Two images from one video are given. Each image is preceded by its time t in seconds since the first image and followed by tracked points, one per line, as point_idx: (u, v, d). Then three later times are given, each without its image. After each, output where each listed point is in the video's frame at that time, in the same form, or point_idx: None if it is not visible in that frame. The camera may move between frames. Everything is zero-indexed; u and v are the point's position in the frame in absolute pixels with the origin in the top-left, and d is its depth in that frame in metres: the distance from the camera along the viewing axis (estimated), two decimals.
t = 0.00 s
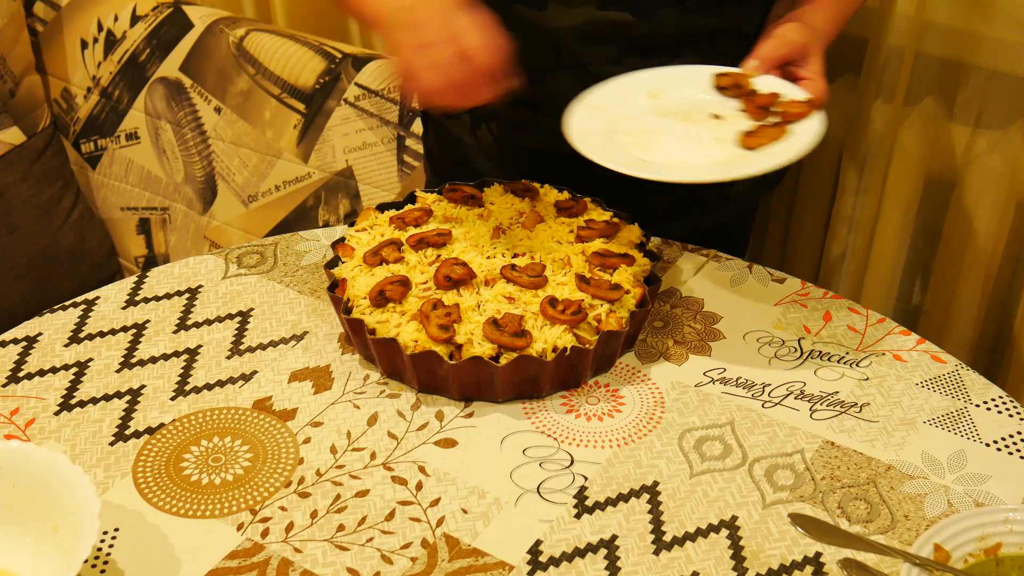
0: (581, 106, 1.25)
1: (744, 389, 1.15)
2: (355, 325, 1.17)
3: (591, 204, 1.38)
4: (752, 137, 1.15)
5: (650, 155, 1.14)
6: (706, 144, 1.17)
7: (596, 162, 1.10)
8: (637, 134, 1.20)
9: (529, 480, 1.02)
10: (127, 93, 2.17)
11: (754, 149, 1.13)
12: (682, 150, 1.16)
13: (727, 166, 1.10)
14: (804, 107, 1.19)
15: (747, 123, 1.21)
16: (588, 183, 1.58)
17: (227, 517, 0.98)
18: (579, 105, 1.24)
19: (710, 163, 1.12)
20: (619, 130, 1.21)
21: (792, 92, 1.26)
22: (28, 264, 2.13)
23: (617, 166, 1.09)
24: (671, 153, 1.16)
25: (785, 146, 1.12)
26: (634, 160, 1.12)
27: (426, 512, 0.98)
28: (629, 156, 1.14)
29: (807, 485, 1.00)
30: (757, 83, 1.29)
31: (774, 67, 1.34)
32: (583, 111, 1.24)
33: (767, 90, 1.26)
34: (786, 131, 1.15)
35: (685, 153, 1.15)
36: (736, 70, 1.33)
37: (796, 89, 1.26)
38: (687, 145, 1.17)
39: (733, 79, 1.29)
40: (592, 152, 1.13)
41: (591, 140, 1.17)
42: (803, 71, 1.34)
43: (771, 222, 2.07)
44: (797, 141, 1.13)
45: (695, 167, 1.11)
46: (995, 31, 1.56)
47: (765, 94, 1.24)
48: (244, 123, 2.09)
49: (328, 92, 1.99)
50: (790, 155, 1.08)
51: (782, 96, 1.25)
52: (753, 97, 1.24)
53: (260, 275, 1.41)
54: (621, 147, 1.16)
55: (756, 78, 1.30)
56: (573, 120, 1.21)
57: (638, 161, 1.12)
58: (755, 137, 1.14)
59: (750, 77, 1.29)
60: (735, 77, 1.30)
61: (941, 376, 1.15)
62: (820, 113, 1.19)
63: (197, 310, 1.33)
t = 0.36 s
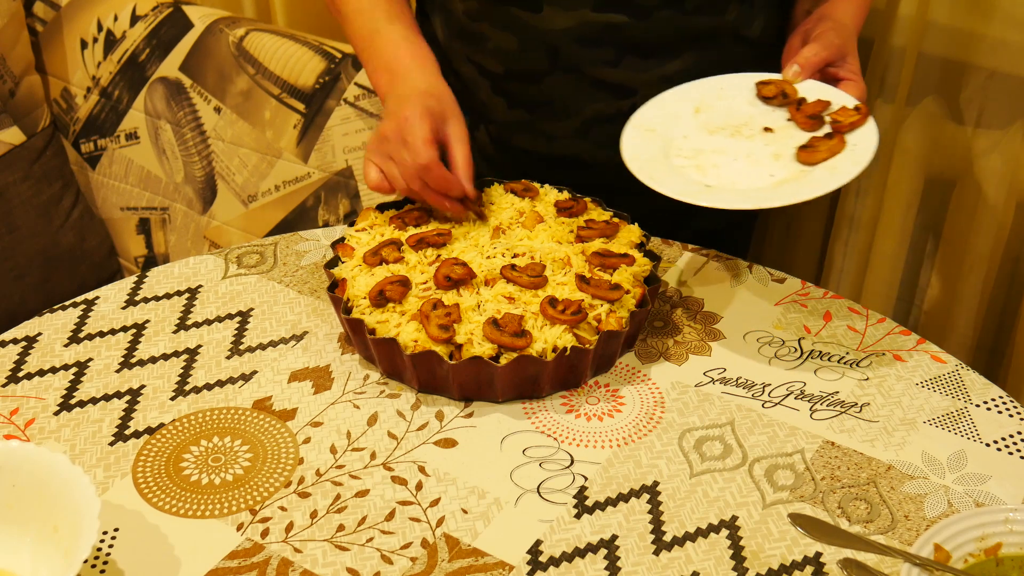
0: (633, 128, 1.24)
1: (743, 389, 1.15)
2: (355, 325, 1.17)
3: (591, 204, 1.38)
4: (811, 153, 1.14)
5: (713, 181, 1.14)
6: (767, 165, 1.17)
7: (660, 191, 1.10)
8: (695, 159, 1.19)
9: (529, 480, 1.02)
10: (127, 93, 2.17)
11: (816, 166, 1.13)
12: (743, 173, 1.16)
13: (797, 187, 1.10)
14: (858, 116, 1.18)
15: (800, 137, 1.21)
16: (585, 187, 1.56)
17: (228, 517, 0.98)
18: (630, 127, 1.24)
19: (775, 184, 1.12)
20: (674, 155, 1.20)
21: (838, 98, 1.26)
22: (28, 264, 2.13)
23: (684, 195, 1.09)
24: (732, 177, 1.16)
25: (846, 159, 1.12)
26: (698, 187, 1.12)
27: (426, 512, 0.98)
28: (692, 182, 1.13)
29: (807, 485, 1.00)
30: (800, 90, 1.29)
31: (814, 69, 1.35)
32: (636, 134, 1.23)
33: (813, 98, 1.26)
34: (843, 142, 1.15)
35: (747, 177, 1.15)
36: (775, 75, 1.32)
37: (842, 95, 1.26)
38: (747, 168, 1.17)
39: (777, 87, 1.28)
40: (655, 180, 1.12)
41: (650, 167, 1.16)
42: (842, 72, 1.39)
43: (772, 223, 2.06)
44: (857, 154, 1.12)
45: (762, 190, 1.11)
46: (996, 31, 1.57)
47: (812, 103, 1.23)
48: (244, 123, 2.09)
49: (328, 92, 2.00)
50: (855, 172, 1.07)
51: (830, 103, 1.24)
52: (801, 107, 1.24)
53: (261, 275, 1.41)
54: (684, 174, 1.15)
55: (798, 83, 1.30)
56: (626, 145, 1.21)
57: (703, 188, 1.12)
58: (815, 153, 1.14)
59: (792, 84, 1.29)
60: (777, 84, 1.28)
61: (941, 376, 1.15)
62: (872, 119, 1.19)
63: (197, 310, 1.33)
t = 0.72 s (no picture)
0: (594, 117, 1.25)
1: (744, 389, 1.15)
2: (355, 325, 1.17)
3: (591, 205, 1.38)
4: (767, 150, 1.14)
5: (666, 171, 1.14)
6: (723, 159, 1.16)
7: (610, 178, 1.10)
8: (651, 149, 1.19)
9: (529, 480, 1.02)
10: (127, 93, 2.17)
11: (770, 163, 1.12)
12: (697, 165, 1.15)
13: (747, 182, 1.09)
14: (818, 117, 1.16)
15: (759, 135, 1.20)
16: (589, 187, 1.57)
17: (228, 517, 0.98)
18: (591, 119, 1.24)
19: (728, 178, 1.12)
20: (632, 144, 1.20)
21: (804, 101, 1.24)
22: (28, 265, 2.13)
23: (633, 183, 1.09)
24: (686, 168, 1.15)
25: (801, 158, 1.11)
26: (649, 176, 1.12)
27: (426, 512, 0.98)
28: (643, 171, 1.13)
29: (807, 485, 1.00)
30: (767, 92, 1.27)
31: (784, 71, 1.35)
32: (596, 123, 1.24)
33: (778, 99, 1.25)
34: (799, 142, 1.14)
35: (701, 169, 1.14)
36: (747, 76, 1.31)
37: (807, 97, 1.24)
38: (701, 161, 1.16)
39: (744, 88, 1.27)
40: (605, 168, 1.13)
41: (604, 155, 1.16)
42: (813, 76, 1.37)
43: (772, 223, 2.06)
44: (810, 153, 1.11)
45: (712, 183, 1.10)
46: (996, 31, 1.57)
47: (776, 104, 1.22)
48: (244, 123, 2.09)
49: (328, 92, 1.99)
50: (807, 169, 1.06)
51: (794, 105, 1.22)
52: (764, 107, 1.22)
53: (260, 275, 1.41)
54: (638, 163, 1.15)
55: (767, 86, 1.28)
56: (585, 133, 1.21)
57: (651, 177, 1.12)
58: (770, 150, 1.13)
59: (761, 86, 1.28)
60: (746, 85, 1.28)
61: (941, 376, 1.15)
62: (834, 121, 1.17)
63: (197, 310, 1.33)
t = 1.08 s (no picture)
0: (538, 123, 1.25)
1: (744, 389, 1.15)
2: (355, 325, 1.17)
3: (591, 205, 1.38)
4: (699, 156, 1.13)
5: (597, 176, 1.15)
6: (656, 164, 1.16)
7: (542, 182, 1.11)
8: (587, 153, 1.20)
9: (529, 480, 1.02)
10: (127, 93, 2.17)
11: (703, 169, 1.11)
12: (629, 171, 1.16)
13: (671, 188, 1.09)
14: (756, 123, 1.15)
15: (699, 141, 1.19)
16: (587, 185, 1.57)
17: (227, 517, 0.98)
18: (536, 125, 1.24)
19: (657, 184, 1.11)
20: (572, 150, 1.21)
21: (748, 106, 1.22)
22: (28, 265, 2.13)
23: (562, 187, 1.09)
24: (619, 174, 1.16)
25: (731, 163, 1.10)
26: (579, 180, 1.13)
27: (426, 512, 0.98)
28: (575, 175, 1.14)
29: (807, 485, 1.00)
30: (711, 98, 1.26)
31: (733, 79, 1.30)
32: (538, 129, 1.24)
33: (722, 105, 1.23)
34: (735, 148, 1.13)
35: (631, 175, 1.15)
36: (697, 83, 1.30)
37: (752, 103, 1.22)
38: (635, 165, 1.17)
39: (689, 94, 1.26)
40: (538, 171, 1.13)
41: (539, 159, 1.17)
42: (762, 83, 1.30)
43: (772, 223, 2.06)
44: (741, 160, 1.10)
45: (640, 189, 1.10)
46: (996, 30, 1.57)
47: (718, 110, 1.20)
48: (244, 123, 2.09)
49: (328, 92, 1.99)
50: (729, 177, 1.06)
51: (737, 111, 1.21)
52: (707, 113, 1.20)
53: (261, 275, 1.41)
54: (572, 167, 1.16)
55: (711, 92, 1.27)
56: (526, 137, 1.21)
57: (580, 182, 1.12)
58: (703, 156, 1.12)
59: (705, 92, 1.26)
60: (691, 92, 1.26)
61: (941, 376, 1.15)
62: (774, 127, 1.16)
63: (197, 310, 1.33)
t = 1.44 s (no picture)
0: (540, 121, 1.25)
1: (744, 389, 1.15)
2: (355, 325, 1.17)
3: (591, 205, 1.38)
4: (700, 156, 1.13)
5: (599, 176, 1.15)
6: (657, 164, 1.16)
7: (543, 182, 1.11)
8: (588, 150, 1.20)
9: (529, 480, 1.02)
10: (127, 93, 2.17)
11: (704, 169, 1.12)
12: (630, 170, 1.16)
13: (671, 189, 1.09)
14: (757, 122, 1.15)
15: (701, 139, 1.19)
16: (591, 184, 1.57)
17: (227, 517, 0.98)
18: (539, 122, 1.25)
19: (658, 184, 1.12)
20: (574, 148, 1.21)
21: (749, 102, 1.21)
22: (28, 264, 2.13)
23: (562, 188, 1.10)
24: (620, 174, 1.16)
25: (732, 164, 1.10)
26: (580, 180, 1.13)
27: (426, 512, 0.98)
28: (577, 175, 1.14)
29: (807, 485, 1.00)
30: (710, 97, 1.26)
31: (736, 77, 1.28)
32: (540, 128, 1.24)
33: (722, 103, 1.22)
34: (736, 147, 1.13)
35: (632, 174, 1.15)
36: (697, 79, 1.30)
37: (753, 100, 1.22)
38: (635, 165, 1.17)
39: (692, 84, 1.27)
40: (540, 172, 1.13)
41: (541, 158, 1.17)
42: (766, 80, 1.30)
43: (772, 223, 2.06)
44: (741, 160, 1.10)
45: (640, 189, 1.11)
46: (996, 30, 1.57)
47: (720, 108, 1.20)
48: (244, 123, 2.09)
49: (328, 92, 1.99)
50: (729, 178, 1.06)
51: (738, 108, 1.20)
52: (708, 110, 1.20)
53: (260, 275, 1.41)
54: (572, 166, 1.17)
55: (711, 90, 1.26)
56: (528, 136, 1.21)
57: (582, 181, 1.13)
58: (703, 156, 1.12)
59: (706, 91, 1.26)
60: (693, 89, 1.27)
61: (941, 376, 1.15)
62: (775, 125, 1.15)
63: (197, 310, 1.33)
